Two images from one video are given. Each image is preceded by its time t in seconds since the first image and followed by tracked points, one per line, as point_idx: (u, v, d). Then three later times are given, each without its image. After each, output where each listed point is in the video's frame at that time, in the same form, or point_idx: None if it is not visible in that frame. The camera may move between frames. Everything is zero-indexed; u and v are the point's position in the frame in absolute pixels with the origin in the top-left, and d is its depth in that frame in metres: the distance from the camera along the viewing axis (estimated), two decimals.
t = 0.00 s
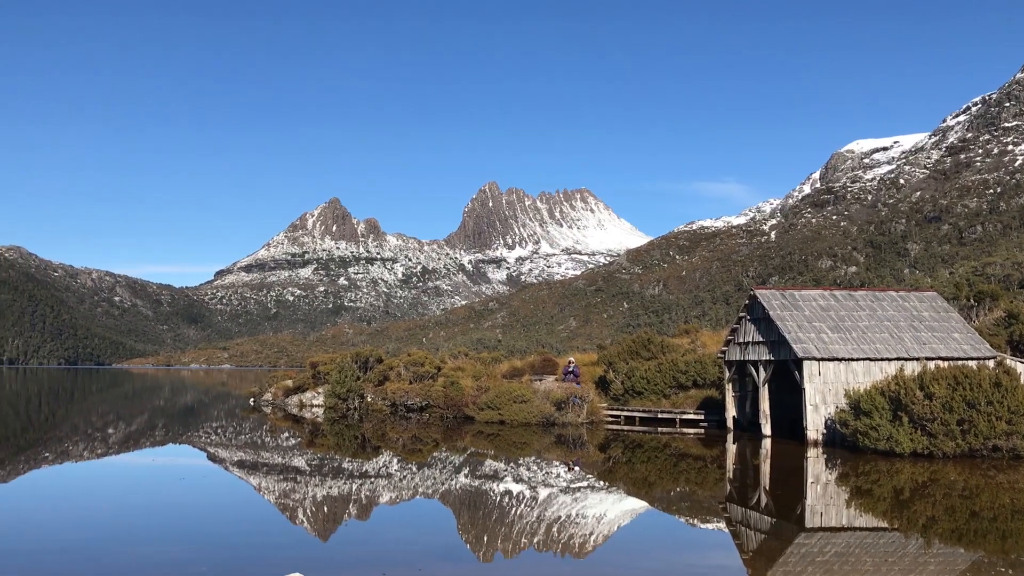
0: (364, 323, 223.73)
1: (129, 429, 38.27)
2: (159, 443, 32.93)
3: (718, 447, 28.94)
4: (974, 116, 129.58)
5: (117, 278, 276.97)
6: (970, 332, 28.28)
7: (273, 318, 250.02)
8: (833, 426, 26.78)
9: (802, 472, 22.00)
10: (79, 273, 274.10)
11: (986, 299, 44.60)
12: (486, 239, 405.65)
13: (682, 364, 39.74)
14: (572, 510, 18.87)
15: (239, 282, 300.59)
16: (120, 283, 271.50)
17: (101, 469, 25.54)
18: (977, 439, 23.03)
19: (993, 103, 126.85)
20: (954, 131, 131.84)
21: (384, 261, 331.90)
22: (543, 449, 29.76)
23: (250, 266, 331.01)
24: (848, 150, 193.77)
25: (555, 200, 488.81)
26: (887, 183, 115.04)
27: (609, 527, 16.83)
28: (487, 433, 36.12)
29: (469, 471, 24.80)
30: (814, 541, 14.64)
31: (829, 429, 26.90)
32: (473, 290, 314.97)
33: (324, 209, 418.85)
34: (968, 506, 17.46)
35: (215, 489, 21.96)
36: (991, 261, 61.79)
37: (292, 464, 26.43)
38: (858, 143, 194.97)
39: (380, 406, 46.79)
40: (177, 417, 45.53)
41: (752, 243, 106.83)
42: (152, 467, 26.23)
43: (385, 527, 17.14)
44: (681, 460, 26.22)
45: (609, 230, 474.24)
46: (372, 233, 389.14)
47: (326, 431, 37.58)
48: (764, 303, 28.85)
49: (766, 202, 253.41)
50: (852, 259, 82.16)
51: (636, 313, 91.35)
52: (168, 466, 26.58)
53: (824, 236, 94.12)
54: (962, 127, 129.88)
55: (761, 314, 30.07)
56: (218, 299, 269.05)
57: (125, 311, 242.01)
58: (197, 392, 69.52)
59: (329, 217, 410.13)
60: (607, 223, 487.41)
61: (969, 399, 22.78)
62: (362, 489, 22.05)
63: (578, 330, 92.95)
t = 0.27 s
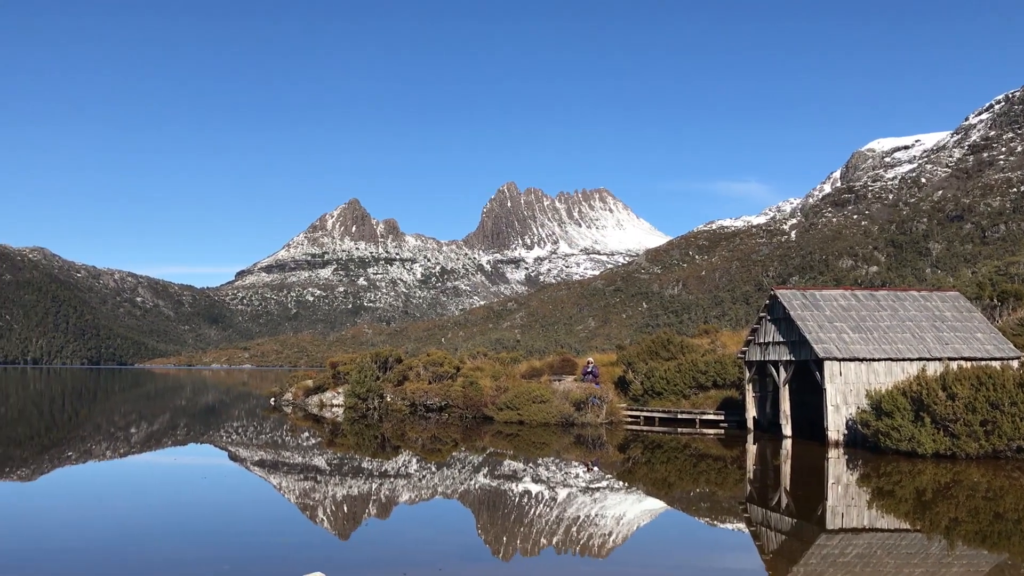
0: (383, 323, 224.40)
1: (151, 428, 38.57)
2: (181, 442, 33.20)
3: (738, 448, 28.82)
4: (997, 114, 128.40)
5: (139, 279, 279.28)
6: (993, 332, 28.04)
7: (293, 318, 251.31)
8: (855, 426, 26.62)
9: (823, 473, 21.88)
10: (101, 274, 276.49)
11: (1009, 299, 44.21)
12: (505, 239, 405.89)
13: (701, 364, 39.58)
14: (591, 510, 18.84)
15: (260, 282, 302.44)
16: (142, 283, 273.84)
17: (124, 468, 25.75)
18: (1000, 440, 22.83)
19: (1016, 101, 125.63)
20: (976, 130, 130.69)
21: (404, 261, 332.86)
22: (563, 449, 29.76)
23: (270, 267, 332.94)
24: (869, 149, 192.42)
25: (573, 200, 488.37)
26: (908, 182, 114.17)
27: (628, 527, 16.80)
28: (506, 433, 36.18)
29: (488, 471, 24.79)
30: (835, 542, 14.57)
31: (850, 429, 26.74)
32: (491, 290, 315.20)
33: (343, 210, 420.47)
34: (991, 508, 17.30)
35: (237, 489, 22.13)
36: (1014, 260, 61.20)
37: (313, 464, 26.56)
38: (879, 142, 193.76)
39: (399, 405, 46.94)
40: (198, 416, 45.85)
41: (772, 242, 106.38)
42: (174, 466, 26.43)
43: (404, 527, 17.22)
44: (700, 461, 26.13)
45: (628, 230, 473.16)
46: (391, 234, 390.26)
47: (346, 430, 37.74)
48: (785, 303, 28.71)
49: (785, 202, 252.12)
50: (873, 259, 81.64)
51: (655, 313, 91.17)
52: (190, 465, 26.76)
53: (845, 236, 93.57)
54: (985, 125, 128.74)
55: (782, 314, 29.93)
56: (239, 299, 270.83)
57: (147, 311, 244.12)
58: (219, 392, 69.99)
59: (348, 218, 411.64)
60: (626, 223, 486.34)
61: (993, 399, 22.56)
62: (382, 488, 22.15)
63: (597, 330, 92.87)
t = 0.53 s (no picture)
0: (404, 324, 225.32)
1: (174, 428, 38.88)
2: (204, 442, 33.45)
3: (759, 449, 28.68)
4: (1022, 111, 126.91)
5: (162, 280, 281.55)
6: (1018, 332, 27.74)
7: (314, 318, 252.47)
8: (878, 427, 26.41)
9: (846, 474, 21.73)
10: (125, 275, 279.07)
11: None
12: (525, 239, 405.73)
13: (723, 365, 39.38)
14: (612, 510, 18.80)
15: (281, 283, 304.14)
16: (165, 284, 276.14)
17: (147, 467, 25.99)
18: None
19: None
20: (1001, 127, 129.25)
21: (424, 262, 333.54)
22: (584, 450, 29.73)
23: (291, 268, 334.63)
24: (891, 147, 190.82)
25: (593, 200, 487.82)
26: (932, 180, 113.12)
27: (649, 528, 16.76)
28: (526, 434, 36.17)
29: (508, 471, 24.81)
30: (858, 543, 14.48)
31: (873, 430, 26.54)
32: (511, 290, 315.21)
33: (363, 210, 421.99)
34: (1017, 510, 17.13)
35: (259, 488, 22.27)
36: None
37: (334, 463, 26.65)
38: (902, 140, 192.06)
39: (420, 405, 47.09)
40: (221, 416, 46.19)
41: (794, 242, 105.77)
42: (197, 466, 26.61)
43: (424, 527, 17.28)
44: (722, 462, 26.02)
45: (648, 230, 471.60)
46: (411, 234, 391.21)
47: (367, 430, 37.88)
48: (807, 303, 28.55)
49: (807, 201, 250.41)
50: (896, 259, 80.98)
51: (675, 313, 90.90)
52: (212, 465, 26.93)
53: (867, 235, 92.85)
54: (1010, 123, 127.29)
55: (804, 314, 29.73)
56: (261, 300, 272.51)
57: (169, 312, 246.11)
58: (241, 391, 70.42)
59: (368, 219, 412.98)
60: (646, 223, 484.74)
61: (1018, 400, 22.29)
62: (403, 488, 22.22)
63: (617, 331, 92.71)
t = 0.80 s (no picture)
0: (425, 324, 225.94)
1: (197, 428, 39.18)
2: (227, 442, 33.67)
3: (782, 449, 28.52)
4: None
5: (186, 281, 283.92)
6: None
7: (336, 319, 253.65)
8: (902, 428, 26.18)
9: (870, 475, 21.56)
10: (149, 276, 281.69)
11: None
12: (545, 239, 405.39)
13: (745, 365, 39.16)
14: (634, 511, 18.74)
15: (303, 283, 305.84)
16: (188, 285, 278.32)
17: (172, 466, 26.24)
18: None
19: None
20: None
21: (444, 262, 334.20)
22: (605, 450, 29.68)
23: (313, 268, 336.40)
24: (915, 146, 189.23)
25: (614, 200, 487.13)
26: (957, 179, 112.05)
27: (671, 529, 16.70)
28: (547, 434, 36.15)
29: (529, 472, 24.80)
30: (882, 545, 14.38)
31: (898, 431, 26.31)
32: (532, 291, 315.14)
33: (384, 211, 423.47)
34: None
35: (282, 488, 22.43)
36: None
37: (356, 463, 26.78)
38: (926, 139, 190.43)
39: (442, 406, 47.21)
40: (244, 416, 46.54)
41: (816, 241, 105.10)
42: (220, 466, 26.80)
43: (446, 527, 17.31)
44: (744, 463, 25.87)
45: (669, 230, 469.81)
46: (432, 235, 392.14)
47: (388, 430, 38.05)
48: (830, 303, 28.36)
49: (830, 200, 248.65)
50: (920, 258, 80.26)
51: (697, 313, 90.56)
52: (235, 465, 27.10)
53: (891, 234, 92.12)
54: None
55: (828, 314, 29.52)
56: (283, 300, 274.17)
57: (193, 312, 248.13)
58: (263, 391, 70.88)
59: (389, 219, 414.27)
60: (667, 222, 482.83)
61: None
62: (424, 488, 22.27)
63: (638, 331, 92.51)
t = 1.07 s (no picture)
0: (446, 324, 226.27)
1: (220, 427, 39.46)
2: (250, 442, 33.84)
3: (806, 450, 28.34)
4: None
5: (209, 282, 286.16)
6: None
7: (358, 319, 254.63)
8: (928, 428, 25.92)
9: (895, 476, 21.37)
10: (173, 276, 284.21)
11: None
12: (566, 239, 404.93)
13: (769, 365, 38.93)
14: (656, 512, 18.68)
15: (325, 284, 307.39)
16: (212, 286, 280.35)
17: (197, 466, 26.48)
18: None
19: None
20: None
21: (466, 263, 334.61)
22: (627, 451, 29.60)
23: (335, 269, 337.98)
24: (940, 144, 187.32)
25: (636, 199, 485.82)
26: (983, 177, 110.78)
27: (694, 530, 16.62)
28: (569, 435, 36.10)
29: (551, 472, 24.79)
30: (908, 546, 14.24)
31: (923, 432, 26.05)
32: (553, 291, 314.80)
33: (406, 212, 424.69)
34: None
35: (306, 488, 22.56)
36: None
37: (378, 463, 26.84)
38: (951, 136, 188.49)
39: (463, 406, 47.26)
40: (266, 416, 46.82)
41: (840, 241, 104.30)
42: (244, 465, 26.97)
43: (468, 527, 17.30)
44: (768, 463, 25.72)
45: (691, 230, 467.51)
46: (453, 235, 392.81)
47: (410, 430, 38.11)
48: (854, 302, 28.16)
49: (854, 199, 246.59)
50: (946, 257, 79.40)
51: (719, 314, 90.14)
52: (259, 464, 27.26)
53: (915, 233, 91.25)
54: None
55: (852, 314, 29.31)
56: (305, 301, 275.63)
57: (216, 313, 250.04)
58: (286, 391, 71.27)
59: (411, 220, 415.43)
60: (689, 222, 480.62)
61: None
62: (446, 488, 22.30)
63: (660, 331, 92.20)
